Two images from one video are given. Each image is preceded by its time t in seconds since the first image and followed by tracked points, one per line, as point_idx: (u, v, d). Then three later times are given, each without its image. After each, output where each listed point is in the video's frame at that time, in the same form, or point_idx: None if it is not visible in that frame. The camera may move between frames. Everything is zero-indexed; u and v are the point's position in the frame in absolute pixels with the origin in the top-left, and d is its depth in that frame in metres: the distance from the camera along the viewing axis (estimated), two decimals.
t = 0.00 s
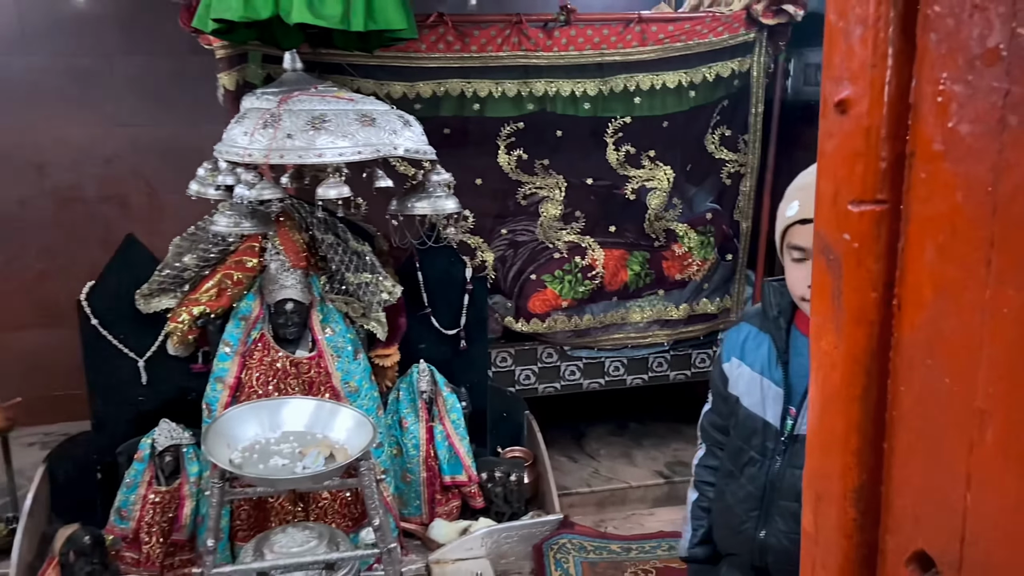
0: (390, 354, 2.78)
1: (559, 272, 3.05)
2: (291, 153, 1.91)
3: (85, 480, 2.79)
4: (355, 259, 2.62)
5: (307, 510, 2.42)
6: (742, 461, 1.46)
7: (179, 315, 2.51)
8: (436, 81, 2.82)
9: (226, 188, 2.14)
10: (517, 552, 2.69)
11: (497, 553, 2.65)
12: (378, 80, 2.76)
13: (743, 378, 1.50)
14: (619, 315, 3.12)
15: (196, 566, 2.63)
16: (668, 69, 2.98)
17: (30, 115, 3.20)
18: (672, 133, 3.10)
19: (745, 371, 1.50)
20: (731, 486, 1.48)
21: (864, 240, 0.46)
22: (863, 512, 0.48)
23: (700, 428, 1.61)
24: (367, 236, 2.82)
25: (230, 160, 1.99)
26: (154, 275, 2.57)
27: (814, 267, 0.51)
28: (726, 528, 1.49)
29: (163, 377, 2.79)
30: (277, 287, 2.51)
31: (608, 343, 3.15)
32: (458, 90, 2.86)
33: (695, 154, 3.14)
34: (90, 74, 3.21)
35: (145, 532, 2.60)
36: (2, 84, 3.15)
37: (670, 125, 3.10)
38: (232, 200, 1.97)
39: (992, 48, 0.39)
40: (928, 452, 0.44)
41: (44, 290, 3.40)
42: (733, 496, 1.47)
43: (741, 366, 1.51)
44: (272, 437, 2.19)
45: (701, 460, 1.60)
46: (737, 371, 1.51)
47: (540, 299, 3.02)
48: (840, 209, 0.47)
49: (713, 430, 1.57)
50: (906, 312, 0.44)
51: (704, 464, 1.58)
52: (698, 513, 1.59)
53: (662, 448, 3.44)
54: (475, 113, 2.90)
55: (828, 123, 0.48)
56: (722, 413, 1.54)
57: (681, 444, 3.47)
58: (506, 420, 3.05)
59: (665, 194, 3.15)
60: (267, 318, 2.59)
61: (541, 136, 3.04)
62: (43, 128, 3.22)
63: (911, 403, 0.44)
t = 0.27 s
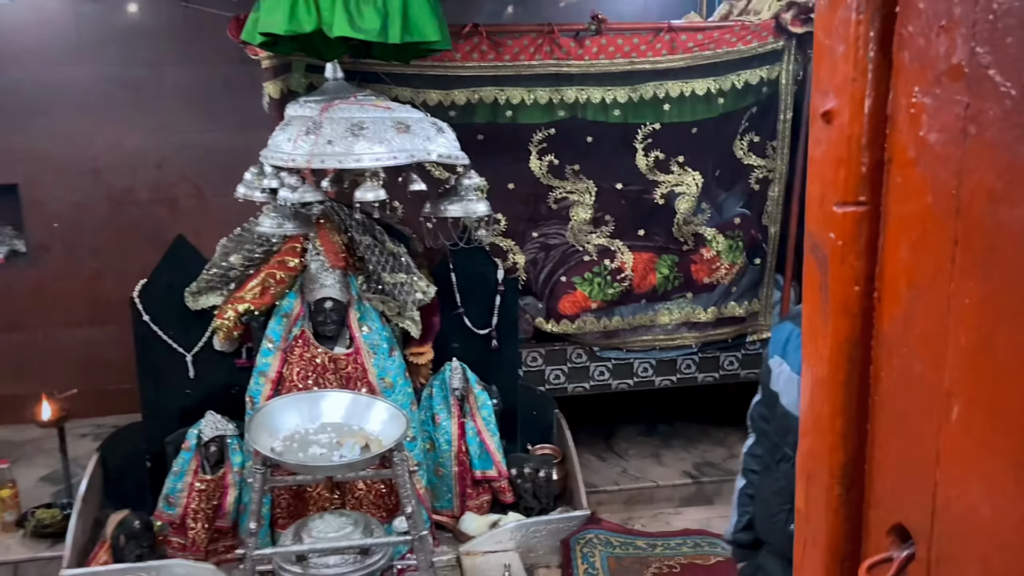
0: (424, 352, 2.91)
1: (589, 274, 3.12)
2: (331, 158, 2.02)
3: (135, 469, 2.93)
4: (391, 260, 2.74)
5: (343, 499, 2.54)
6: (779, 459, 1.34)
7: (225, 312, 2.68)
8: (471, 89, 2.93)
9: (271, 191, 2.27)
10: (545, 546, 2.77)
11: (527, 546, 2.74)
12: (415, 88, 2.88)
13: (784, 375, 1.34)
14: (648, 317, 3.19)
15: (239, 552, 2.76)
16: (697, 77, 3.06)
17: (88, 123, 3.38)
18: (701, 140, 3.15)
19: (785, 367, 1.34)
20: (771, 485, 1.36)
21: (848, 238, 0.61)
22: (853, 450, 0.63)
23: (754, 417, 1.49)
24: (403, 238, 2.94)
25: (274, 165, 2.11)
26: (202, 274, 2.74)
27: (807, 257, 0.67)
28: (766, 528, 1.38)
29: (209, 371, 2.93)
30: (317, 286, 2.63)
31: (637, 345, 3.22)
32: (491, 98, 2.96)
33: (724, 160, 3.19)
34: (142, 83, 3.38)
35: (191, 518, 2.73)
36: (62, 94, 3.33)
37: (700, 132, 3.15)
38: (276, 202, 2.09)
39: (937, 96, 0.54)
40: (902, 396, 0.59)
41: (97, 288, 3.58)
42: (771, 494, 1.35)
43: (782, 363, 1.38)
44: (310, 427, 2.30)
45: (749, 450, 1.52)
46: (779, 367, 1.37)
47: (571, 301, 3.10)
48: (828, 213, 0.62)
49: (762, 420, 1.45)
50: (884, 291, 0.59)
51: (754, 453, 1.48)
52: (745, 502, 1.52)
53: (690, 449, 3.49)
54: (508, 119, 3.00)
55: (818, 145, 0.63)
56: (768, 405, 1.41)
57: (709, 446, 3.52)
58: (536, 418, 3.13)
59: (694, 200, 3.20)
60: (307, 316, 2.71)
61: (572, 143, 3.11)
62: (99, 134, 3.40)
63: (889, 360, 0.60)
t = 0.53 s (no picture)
0: (455, 350, 3.02)
1: (616, 275, 3.20)
2: (369, 160, 2.14)
3: (181, 458, 3.08)
4: (424, 259, 2.84)
5: (378, 488, 2.65)
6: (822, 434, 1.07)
7: (267, 308, 2.80)
8: (503, 96, 3.04)
9: (313, 192, 2.40)
10: (571, 538, 2.85)
11: (553, 538, 2.83)
12: (449, 95, 2.99)
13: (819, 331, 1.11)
14: (675, 318, 3.26)
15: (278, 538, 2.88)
16: (724, 83, 3.13)
17: (139, 129, 3.56)
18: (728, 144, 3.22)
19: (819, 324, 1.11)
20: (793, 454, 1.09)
21: (834, 227, 0.66)
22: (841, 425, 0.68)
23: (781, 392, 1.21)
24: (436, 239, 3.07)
25: (316, 167, 2.24)
26: (246, 272, 2.90)
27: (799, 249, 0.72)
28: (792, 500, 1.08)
29: (251, 365, 3.07)
30: (354, 284, 2.74)
31: (663, 344, 3.29)
32: (523, 104, 3.07)
33: (750, 164, 3.26)
34: (190, 91, 3.55)
35: (234, 505, 2.86)
36: (115, 102, 3.51)
37: (726, 136, 3.21)
38: (318, 202, 2.23)
39: (913, 96, 0.59)
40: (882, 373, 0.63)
41: (146, 287, 3.75)
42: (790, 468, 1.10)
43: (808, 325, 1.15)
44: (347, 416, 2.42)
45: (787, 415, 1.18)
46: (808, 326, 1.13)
47: (598, 301, 3.19)
48: (816, 206, 0.68)
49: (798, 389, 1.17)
50: (867, 276, 0.64)
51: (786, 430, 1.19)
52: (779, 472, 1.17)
53: (716, 449, 3.55)
54: (538, 125, 3.10)
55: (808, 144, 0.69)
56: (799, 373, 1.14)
57: (735, 446, 3.57)
58: (565, 415, 3.20)
59: (721, 203, 3.26)
60: (345, 313, 2.84)
61: (601, 148, 3.20)
62: (149, 140, 3.57)
63: (872, 339, 0.65)
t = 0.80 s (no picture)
0: (481, 353, 3.14)
1: (639, 282, 3.27)
2: (399, 170, 2.25)
3: (219, 455, 3.22)
4: (452, 265, 2.95)
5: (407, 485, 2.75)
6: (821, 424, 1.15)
7: (302, 312, 2.95)
8: (528, 107, 3.12)
9: (346, 201, 2.52)
10: (594, 538, 2.92)
11: (576, 537, 2.90)
12: (477, 107, 3.09)
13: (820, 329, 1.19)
14: (697, 324, 3.30)
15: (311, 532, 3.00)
16: (745, 95, 3.19)
17: (181, 140, 3.72)
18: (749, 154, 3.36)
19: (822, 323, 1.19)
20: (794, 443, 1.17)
21: (821, 233, 0.76)
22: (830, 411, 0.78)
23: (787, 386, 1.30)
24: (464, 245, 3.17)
25: (349, 177, 2.36)
26: (281, 277, 3.02)
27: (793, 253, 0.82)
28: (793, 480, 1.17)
29: (287, 366, 3.20)
30: (384, 289, 2.85)
31: (685, 350, 3.33)
32: (548, 116, 3.15)
33: (771, 174, 3.39)
34: (230, 104, 3.71)
35: (269, 500, 2.99)
36: (159, 114, 3.68)
37: (747, 147, 3.36)
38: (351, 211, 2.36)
39: (884, 117, 0.68)
40: (863, 364, 0.73)
41: (186, 291, 3.91)
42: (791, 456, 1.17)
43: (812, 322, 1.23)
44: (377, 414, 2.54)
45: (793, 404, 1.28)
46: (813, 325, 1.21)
47: (621, 307, 3.25)
48: (806, 215, 0.77)
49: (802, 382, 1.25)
50: (850, 278, 0.74)
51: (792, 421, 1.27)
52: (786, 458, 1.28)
53: (738, 453, 3.60)
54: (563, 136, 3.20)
55: (799, 159, 0.79)
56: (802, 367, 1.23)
57: (757, 451, 3.62)
58: (588, 418, 3.29)
59: (742, 212, 3.41)
60: (375, 317, 2.94)
61: (624, 158, 3.40)
62: (191, 151, 3.74)
63: (854, 335, 0.74)
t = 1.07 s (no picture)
0: (503, 362, 3.17)
1: (659, 293, 3.31)
2: (423, 185, 2.33)
3: (248, 460, 3.31)
4: (475, 275, 3.02)
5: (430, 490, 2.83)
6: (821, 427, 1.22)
7: (329, 320, 3.03)
8: (550, 122, 3.19)
9: (372, 213, 2.61)
10: (613, 545, 2.96)
11: (595, 544, 2.94)
12: (500, 121, 3.16)
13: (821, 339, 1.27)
14: (717, 334, 3.32)
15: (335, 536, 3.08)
16: (764, 109, 3.23)
17: (214, 154, 3.84)
18: (767, 167, 3.44)
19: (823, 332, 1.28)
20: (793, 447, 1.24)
21: (817, 249, 0.80)
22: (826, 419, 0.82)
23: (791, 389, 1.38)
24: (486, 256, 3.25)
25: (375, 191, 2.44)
26: (309, 287, 3.11)
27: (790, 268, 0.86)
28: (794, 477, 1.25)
29: (314, 373, 3.29)
30: (408, 299, 2.94)
31: (704, 360, 3.35)
32: (569, 130, 3.22)
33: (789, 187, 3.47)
34: (261, 118, 3.83)
35: (295, 504, 3.07)
36: (192, 128, 3.81)
37: (766, 160, 3.43)
38: (376, 223, 2.44)
39: (874, 141, 0.74)
40: (857, 373, 0.78)
41: (218, 300, 4.03)
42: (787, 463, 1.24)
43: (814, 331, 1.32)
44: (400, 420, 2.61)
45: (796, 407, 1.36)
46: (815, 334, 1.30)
47: (641, 318, 3.28)
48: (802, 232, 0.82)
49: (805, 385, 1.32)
50: (845, 292, 0.79)
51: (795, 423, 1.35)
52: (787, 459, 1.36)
53: (758, 463, 3.62)
54: (584, 149, 3.26)
55: (795, 178, 0.84)
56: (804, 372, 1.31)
57: (776, 461, 3.64)
58: (607, 427, 3.35)
59: (760, 224, 3.47)
60: (400, 326, 3.03)
61: (643, 171, 3.46)
62: (223, 164, 3.86)
63: (849, 345, 0.79)
